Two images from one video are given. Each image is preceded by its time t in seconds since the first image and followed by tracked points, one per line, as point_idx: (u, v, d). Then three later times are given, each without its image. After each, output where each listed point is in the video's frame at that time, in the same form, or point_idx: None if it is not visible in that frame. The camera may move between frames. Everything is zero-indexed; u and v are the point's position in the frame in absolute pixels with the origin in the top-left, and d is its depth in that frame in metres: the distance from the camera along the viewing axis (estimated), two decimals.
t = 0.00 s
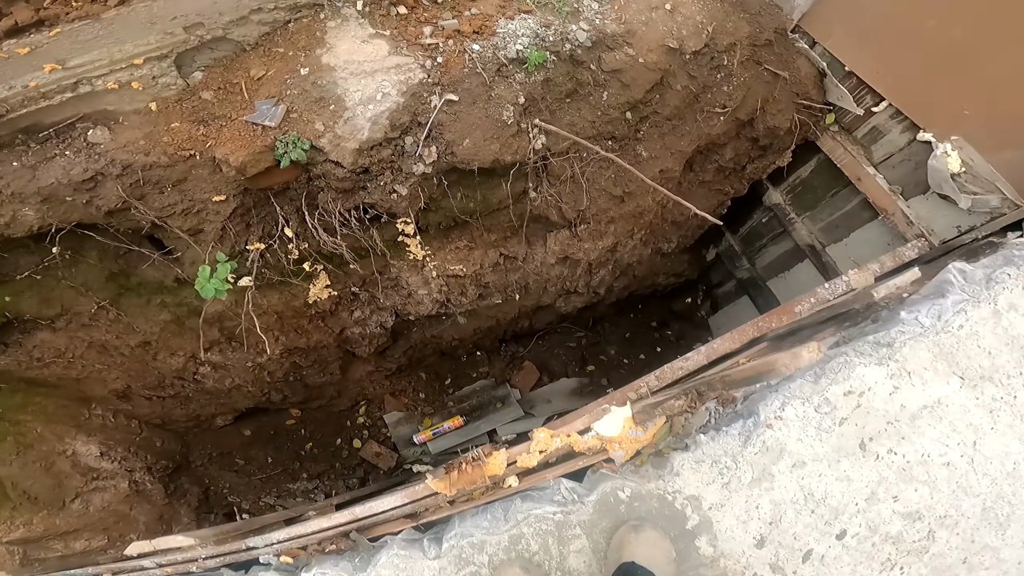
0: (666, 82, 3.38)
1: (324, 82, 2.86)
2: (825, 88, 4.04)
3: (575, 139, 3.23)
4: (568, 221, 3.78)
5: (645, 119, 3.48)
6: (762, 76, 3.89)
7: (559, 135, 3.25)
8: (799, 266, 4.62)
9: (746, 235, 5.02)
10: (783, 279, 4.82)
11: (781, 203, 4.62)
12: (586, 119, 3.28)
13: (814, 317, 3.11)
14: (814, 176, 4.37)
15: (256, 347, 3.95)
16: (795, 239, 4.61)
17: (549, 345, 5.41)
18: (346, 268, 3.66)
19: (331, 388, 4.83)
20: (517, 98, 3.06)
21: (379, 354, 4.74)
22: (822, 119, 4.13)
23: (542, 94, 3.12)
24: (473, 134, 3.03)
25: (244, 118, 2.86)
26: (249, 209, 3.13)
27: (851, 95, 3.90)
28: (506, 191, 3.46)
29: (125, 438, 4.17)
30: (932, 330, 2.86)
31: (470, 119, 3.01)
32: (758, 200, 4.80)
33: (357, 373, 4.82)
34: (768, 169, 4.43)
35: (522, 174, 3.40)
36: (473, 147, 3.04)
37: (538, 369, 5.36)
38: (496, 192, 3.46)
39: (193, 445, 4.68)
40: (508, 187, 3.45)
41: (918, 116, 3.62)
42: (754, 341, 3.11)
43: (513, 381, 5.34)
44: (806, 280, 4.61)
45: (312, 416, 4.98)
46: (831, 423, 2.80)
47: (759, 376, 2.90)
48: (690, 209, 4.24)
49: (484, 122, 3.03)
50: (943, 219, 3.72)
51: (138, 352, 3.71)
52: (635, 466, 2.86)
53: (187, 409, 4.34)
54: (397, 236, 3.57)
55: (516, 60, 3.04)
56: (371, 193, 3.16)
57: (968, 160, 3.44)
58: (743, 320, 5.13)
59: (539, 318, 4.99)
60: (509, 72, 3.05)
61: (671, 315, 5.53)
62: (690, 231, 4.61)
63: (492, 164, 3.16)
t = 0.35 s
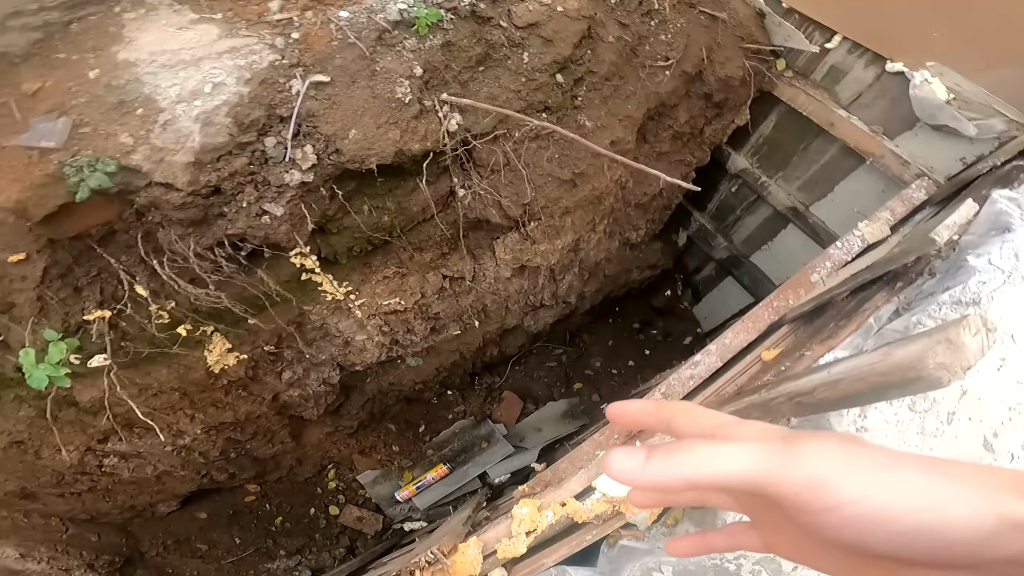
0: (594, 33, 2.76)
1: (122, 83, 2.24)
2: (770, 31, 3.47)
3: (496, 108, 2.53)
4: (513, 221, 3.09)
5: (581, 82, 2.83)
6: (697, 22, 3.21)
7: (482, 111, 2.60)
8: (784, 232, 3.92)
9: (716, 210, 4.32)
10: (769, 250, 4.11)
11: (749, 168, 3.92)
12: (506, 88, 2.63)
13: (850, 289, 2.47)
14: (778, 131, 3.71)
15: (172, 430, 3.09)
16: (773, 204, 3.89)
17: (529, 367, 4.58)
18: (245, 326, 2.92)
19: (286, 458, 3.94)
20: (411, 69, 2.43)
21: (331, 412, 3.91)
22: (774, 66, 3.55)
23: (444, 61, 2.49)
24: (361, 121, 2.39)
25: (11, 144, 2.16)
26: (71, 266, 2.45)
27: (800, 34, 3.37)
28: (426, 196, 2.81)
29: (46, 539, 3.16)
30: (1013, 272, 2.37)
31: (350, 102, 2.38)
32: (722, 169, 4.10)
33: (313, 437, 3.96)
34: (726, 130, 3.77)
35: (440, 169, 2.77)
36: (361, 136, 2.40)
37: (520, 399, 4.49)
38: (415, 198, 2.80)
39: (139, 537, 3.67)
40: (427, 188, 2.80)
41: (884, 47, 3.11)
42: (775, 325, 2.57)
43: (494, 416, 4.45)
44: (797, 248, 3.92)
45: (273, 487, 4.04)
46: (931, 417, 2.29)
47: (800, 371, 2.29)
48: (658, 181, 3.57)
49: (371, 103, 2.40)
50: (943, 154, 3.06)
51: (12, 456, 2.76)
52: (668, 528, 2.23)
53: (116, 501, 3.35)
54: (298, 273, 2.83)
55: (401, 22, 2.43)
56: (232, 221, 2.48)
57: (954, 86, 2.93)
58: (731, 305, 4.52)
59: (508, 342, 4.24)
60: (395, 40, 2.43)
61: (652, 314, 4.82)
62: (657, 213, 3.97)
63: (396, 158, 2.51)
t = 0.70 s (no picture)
0: (502, 29, 2.42)
1: None
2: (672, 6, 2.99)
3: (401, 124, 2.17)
4: (455, 252, 2.70)
5: (498, 86, 2.51)
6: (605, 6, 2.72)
7: (394, 129, 2.28)
8: (735, 216, 3.53)
9: (661, 207, 3.91)
10: (722, 239, 3.74)
11: (684, 158, 3.45)
12: (416, 101, 2.30)
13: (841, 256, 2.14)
14: (703, 115, 3.26)
15: (128, 532, 2.71)
16: (716, 190, 3.45)
17: (506, 407, 4.09)
18: (168, 420, 2.49)
19: (267, 542, 3.29)
20: (296, 92, 2.06)
21: (304, 487, 3.25)
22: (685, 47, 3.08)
23: (334, 79, 2.13)
24: (245, 160, 2.02)
25: None
26: None
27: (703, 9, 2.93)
28: (348, 240, 2.47)
29: None
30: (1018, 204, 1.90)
31: (223, 139, 1.99)
32: (657, 164, 3.65)
33: (291, 517, 3.31)
34: (654, 121, 3.25)
35: (358, 208, 2.43)
36: (247, 177, 2.02)
37: (506, 438, 4.01)
38: (336, 245, 2.46)
39: None
40: (347, 230, 2.46)
41: (782, 10, 2.71)
42: (764, 314, 2.34)
43: (481, 460, 3.94)
44: (752, 232, 3.54)
45: None
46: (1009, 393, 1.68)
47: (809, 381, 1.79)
48: (603, 181, 3.26)
49: (251, 135, 2.02)
50: (872, 111, 2.71)
51: None
52: None
53: None
54: (213, 353, 2.41)
55: (274, 40, 2.04)
56: (98, 301, 2.01)
57: (861, 44, 2.58)
58: (696, 299, 4.25)
59: (480, 387, 3.71)
60: (268, 63, 2.04)
61: (618, 325, 4.48)
62: (606, 221, 3.63)
63: (297, 199, 2.14)
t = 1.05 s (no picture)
0: (373, 86, 2.35)
1: None
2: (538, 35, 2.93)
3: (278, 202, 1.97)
4: (382, 321, 2.51)
5: (381, 142, 2.39)
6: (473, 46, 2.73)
7: (278, 208, 2.10)
8: (648, 225, 3.57)
9: (580, 229, 3.89)
10: (643, 248, 3.78)
11: (588, 178, 3.46)
12: (297, 174, 2.15)
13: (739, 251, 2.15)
14: (595, 133, 3.28)
15: None
16: (626, 204, 3.47)
17: (480, 455, 3.83)
18: (120, 528, 2.19)
19: None
20: (154, 185, 1.89)
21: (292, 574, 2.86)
22: (559, 70, 3.00)
23: (195, 166, 1.97)
24: (110, 270, 1.80)
25: None
26: None
27: (567, 30, 2.82)
28: (259, 333, 2.23)
29: None
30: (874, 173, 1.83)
31: (81, 251, 1.78)
32: (564, 188, 3.65)
33: None
34: (550, 151, 3.20)
35: (260, 298, 2.21)
36: (120, 288, 1.81)
37: (488, 485, 3.69)
38: (245, 341, 2.21)
39: None
40: (253, 325, 2.21)
41: (631, 20, 2.64)
42: (689, 317, 2.32)
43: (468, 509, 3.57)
44: (667, 236, 3.58)
45: None
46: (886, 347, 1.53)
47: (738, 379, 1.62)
48: (512, 219, 3.14)
49: (111, 245, 1.81)
50: (735, 105, 2.77)
51: None
52: None
53: None
54: (145, 467, 2.15)
55: (113, 131, 1.88)
56: None
57: (706, 41, 2.57)
58: (636, 311, 4.24)
59: (447, 440, 3.44)
60: (117, 157, 1.88)
61: (569, 353, 4.36)
62: (528, 255, 3.55)
63: (184, 309, 1.93)
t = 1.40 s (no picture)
0: (328, 116, 2.32)
1: None
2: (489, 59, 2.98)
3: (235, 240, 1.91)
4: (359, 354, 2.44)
5: (341, 172, 2.36)
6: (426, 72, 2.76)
7: (240, 245, 2.05)
8: (613, 240, 3.61)
9: (546, 250, 3.92)
10: (610, 264, 3.80)
11: (550, 198, 3.50)
12: (257, 209, 2.11)
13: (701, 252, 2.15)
14: (551, 153, 3.33)
15: None
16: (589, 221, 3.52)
17: (470, 483, 3.72)
18: None
19: None
20: (106, 227, 1.82)
21: None
22: (511, 92, 3.06)
23: (149, 205, 1.91)
24: (69, 316, 1.72)
25: None
26: None
27: (515, 52, 2.88)
28: (230, 373, 2.13)
29: None
30: (816, 162, 1.76)
31: (37, 298, 1.69)
32: (528, 210, 3.69)
33: None
34: (511, 170, 3.24)
35: (229, 338, 2.13)
36: (81, 334, 1.72)
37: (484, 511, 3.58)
38: (215, 384, 2.12)
39: None
40: (226, 364, 2.13)
41: (575, 38, 2.69)
42: (662, 323, 2.30)
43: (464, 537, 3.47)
44: (632, 250, 3.62)
45: None
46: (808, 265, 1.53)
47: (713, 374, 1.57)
48: (478, 241, 3.16)
49: (66, 294, 1.73)
50: (681, 113, 2.83)
51: None
52: None
53: None
54: (125, 512, 2.04)
55: (58, 172, 1.81)
56: None
57: (649, 53, 2.63)
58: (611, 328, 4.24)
59: (436, 468, 3.33)
60: (65, 201, 1.79)
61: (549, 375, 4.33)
62: (499, 278, 3.53)
63: (148, 351, 1.84)
